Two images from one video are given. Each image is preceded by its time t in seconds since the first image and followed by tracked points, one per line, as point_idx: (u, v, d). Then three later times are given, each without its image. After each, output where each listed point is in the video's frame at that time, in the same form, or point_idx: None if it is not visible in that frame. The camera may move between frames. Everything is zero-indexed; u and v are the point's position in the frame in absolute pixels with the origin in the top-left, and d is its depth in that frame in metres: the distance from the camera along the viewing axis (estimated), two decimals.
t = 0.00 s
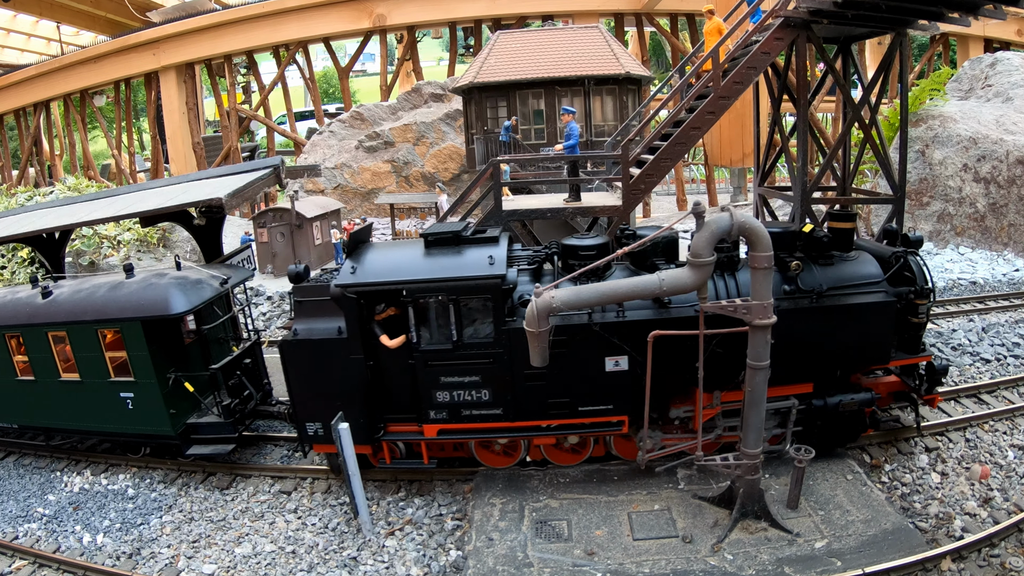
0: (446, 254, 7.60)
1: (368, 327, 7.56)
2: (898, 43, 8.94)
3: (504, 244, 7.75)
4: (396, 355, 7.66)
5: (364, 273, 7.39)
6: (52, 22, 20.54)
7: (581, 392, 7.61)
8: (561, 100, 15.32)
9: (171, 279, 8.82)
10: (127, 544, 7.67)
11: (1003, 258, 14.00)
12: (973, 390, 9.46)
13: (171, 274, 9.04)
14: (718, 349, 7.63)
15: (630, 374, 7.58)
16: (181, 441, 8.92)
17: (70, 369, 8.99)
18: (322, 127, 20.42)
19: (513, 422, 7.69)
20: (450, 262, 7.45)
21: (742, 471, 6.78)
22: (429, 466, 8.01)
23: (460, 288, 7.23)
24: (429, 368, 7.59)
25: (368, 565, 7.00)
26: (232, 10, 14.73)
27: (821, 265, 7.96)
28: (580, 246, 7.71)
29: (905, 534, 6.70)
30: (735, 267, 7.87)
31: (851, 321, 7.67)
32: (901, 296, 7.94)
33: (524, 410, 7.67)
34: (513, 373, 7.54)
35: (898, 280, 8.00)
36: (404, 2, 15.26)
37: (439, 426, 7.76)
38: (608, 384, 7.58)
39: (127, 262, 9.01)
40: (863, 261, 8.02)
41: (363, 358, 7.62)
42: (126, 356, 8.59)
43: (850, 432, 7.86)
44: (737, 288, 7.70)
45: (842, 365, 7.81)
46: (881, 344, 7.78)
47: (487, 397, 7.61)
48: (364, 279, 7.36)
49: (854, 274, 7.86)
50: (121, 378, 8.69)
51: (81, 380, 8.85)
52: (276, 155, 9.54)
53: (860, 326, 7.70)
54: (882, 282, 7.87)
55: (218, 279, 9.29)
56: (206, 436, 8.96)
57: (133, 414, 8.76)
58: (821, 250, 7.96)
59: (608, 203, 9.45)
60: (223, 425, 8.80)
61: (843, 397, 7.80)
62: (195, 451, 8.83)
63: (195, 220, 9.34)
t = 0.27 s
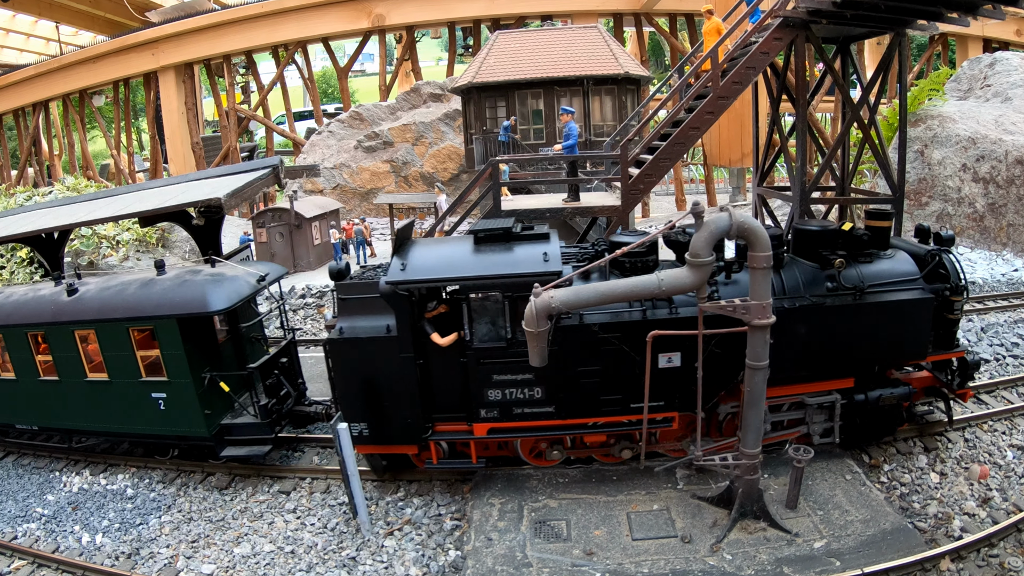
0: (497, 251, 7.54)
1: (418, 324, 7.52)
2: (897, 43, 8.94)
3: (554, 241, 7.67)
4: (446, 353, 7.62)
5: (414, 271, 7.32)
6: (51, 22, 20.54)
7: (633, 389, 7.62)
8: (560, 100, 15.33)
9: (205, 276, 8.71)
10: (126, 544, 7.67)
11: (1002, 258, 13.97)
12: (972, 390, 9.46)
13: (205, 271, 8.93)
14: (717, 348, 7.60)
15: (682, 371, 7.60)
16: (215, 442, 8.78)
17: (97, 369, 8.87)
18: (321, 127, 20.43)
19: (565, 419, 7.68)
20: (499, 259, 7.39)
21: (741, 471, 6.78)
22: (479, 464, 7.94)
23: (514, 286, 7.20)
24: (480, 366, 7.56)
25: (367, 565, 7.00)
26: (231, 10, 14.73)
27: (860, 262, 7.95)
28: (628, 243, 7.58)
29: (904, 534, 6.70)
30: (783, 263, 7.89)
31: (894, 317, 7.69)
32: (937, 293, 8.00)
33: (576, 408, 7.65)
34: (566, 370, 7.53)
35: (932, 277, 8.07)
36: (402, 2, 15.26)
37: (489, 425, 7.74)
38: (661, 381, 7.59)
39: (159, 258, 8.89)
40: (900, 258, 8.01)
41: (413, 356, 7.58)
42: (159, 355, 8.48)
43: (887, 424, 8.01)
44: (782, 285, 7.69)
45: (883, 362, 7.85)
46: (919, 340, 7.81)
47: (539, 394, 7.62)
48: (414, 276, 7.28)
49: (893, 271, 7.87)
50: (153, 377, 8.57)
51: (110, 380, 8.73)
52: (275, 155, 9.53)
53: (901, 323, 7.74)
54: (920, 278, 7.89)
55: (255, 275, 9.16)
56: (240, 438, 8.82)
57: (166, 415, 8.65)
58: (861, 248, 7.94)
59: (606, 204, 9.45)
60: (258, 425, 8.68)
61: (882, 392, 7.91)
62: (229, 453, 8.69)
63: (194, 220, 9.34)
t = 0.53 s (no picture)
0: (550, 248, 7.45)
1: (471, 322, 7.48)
2: (895, 43, 8.94)
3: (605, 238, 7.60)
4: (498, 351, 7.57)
5: (469, 266, 7.21)
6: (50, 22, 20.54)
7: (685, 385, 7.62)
8: (559, 100, 15.33)
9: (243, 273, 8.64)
10: (125, 544, 7.67)
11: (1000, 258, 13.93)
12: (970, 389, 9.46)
13: (243, 268, 8.86)
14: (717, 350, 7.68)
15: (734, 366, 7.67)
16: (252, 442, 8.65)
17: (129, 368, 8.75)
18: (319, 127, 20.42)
19: (619, 416, 7.63)
20: (552, 256, 7.31)
21: (740, 471, 6.78)
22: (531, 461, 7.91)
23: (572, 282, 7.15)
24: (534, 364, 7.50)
25: (366, 565, 7.01)
26: (230, 10, 14.72)
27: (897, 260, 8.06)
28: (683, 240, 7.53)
29: (903, 535, 6.70)
30: (827, 262, 7.92)
31: (933, 314, 7.79)
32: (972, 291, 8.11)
33: (630, 404, 7.62)
34: (621, 367, 7.50)
35: (964, 275, 8.19)
36: (401, 2, 15.26)
37: (541, 423, 7.65)
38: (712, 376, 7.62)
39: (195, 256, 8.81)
40: (934, 256, 8.11)
41: (465, 353, 7.53)
42: (197, 352, 8.38)
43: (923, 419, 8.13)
44: (826, 281, 7.73)
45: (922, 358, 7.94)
46: (954, 335, 7.92)
47: (593, 392, 7.57)
48: (469, 272, 7.17)
49: (930, 268, 7.97)
50: (189, 376, 8.46)
51: (141, 379, 8.60)
52: (274, 155, 9.53)
53: (941, 319, 7.83)
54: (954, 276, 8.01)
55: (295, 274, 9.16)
56: (277, 438, 8.69)
57: (201, 415, 8.52)
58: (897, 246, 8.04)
59: (605, 204, 9.45)
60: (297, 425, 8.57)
61: (920, 386, 8.06)
62: (266, 453, 8.55)
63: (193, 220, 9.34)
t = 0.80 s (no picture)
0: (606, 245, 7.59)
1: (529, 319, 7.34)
2: (895, 43, 8.95)
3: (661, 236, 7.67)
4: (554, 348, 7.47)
5: (528, 263, 7.32)
6: (50, 22, 20.55)
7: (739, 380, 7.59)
8: (558, 100, 15.33)
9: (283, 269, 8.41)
10: (124, 544, 7.67)
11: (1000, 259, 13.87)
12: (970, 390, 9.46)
13: (285, 264, 8.64)
14: (717, 349, 7.52)
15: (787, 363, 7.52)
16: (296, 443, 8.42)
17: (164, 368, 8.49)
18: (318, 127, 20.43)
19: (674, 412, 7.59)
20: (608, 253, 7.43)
21: (739, 471, 6.78)
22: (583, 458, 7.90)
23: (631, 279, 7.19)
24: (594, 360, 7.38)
25: (365, 565, 7.00)
26: (229, 10, 14.73)
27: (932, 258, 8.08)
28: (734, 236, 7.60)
29: (902, 534, 6.70)
30: (870, 259, 7.94)
31: (975, 310, 7.86)
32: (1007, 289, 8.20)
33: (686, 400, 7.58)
34: (677, 362, 7.45)
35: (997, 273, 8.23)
36: (400, 1, 15.25)
37: (598, 421, 7.56)
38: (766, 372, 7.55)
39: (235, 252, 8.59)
40: (970, 254, 8.13)
41: (523, 351, 7.39)
42: (239, 350, 8.14)
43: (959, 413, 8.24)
44: (869, 278, 7.74)
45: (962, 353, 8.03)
46: (990, 331, 8.00)
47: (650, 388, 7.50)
48: (528, 269, 7.27)
49: (965, 265, 7.99)
50: (229, 376, 8.21)
51: (178, 379, 8.35)
52: (274, 155, 9.54)
53: (982, 315, 7.91)
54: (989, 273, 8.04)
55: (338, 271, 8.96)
56: (319, 439, 8.51)
57: (242, 416, 8.27)
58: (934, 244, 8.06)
59: (605, 204, 9.45)
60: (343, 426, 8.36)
61: (958, 380, 8.19)
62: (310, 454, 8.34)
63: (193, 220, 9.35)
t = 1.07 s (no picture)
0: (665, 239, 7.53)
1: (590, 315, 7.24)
2: (894, 43, 8.94)
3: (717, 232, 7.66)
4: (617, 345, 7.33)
5: (589, 258, 7.28)
6: (49, 22, 20.55)
7: (797, 374, 7.60)
8: (557, 100, 15.33)
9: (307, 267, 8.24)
10: (123, 544, 7.67)
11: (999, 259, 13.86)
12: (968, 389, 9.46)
13: (330, 259, 8.47)
14: (715, 348, 7.33)
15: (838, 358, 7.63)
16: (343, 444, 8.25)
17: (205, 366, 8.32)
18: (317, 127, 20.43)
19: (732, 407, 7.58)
20: (667, 247, 7.41)
21: (738, 471, 6.78)
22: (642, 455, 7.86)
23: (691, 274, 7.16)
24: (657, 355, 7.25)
25: (364, 565, 7.00)
26: (228, 10, 14.72)
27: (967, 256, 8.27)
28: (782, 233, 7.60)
29: (901, 535, 6.70)
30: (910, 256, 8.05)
31: (1009, 304, 8.10)
32: None
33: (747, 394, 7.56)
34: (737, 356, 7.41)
35: None
36: (399, 1, 15.26)
37: (657, 417, 7.49)
38: (822, 367, 7.62)
39: (280, 247, 8.38)
40: (1001, 251, 8.35)
41: (587, 348, 7.31)
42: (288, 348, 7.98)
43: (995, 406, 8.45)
44: (912, 274, 7.87)
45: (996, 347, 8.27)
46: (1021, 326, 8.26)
47: (710, 383, 7.45)
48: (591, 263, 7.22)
49: (999, 262, 8.20)
50: (276, 375, 8.05)
51: (221, 379, 8.19)
52: (273, 155, 9.54)
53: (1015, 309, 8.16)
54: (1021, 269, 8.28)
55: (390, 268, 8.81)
56: (367, 439, 8.29)
57: (289, 415, 8.14)
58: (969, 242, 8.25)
59: (604, 204, 9.45)
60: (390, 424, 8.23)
61: (994, 373, 8.40)
62: (359, 456, 8.16)
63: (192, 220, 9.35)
